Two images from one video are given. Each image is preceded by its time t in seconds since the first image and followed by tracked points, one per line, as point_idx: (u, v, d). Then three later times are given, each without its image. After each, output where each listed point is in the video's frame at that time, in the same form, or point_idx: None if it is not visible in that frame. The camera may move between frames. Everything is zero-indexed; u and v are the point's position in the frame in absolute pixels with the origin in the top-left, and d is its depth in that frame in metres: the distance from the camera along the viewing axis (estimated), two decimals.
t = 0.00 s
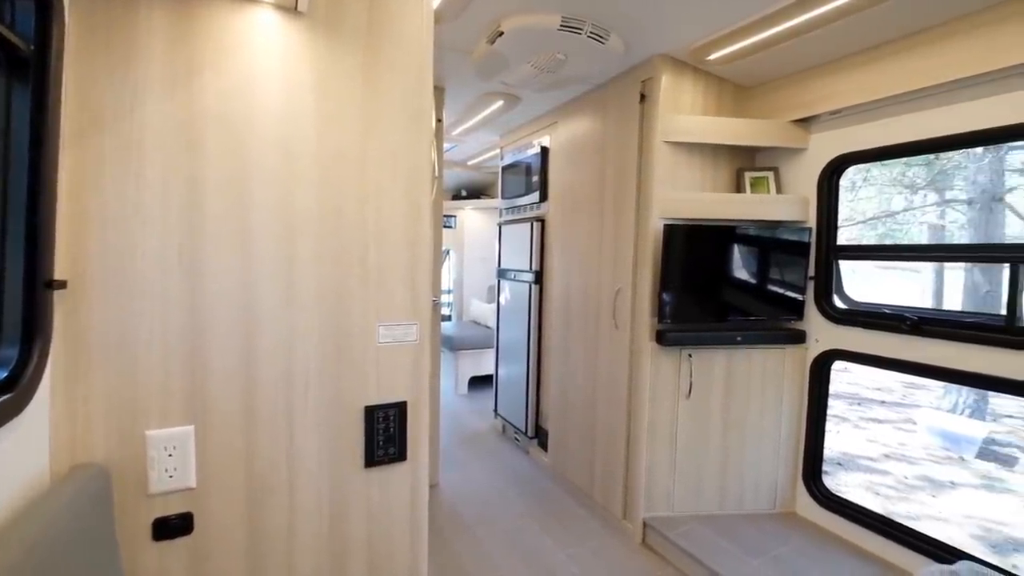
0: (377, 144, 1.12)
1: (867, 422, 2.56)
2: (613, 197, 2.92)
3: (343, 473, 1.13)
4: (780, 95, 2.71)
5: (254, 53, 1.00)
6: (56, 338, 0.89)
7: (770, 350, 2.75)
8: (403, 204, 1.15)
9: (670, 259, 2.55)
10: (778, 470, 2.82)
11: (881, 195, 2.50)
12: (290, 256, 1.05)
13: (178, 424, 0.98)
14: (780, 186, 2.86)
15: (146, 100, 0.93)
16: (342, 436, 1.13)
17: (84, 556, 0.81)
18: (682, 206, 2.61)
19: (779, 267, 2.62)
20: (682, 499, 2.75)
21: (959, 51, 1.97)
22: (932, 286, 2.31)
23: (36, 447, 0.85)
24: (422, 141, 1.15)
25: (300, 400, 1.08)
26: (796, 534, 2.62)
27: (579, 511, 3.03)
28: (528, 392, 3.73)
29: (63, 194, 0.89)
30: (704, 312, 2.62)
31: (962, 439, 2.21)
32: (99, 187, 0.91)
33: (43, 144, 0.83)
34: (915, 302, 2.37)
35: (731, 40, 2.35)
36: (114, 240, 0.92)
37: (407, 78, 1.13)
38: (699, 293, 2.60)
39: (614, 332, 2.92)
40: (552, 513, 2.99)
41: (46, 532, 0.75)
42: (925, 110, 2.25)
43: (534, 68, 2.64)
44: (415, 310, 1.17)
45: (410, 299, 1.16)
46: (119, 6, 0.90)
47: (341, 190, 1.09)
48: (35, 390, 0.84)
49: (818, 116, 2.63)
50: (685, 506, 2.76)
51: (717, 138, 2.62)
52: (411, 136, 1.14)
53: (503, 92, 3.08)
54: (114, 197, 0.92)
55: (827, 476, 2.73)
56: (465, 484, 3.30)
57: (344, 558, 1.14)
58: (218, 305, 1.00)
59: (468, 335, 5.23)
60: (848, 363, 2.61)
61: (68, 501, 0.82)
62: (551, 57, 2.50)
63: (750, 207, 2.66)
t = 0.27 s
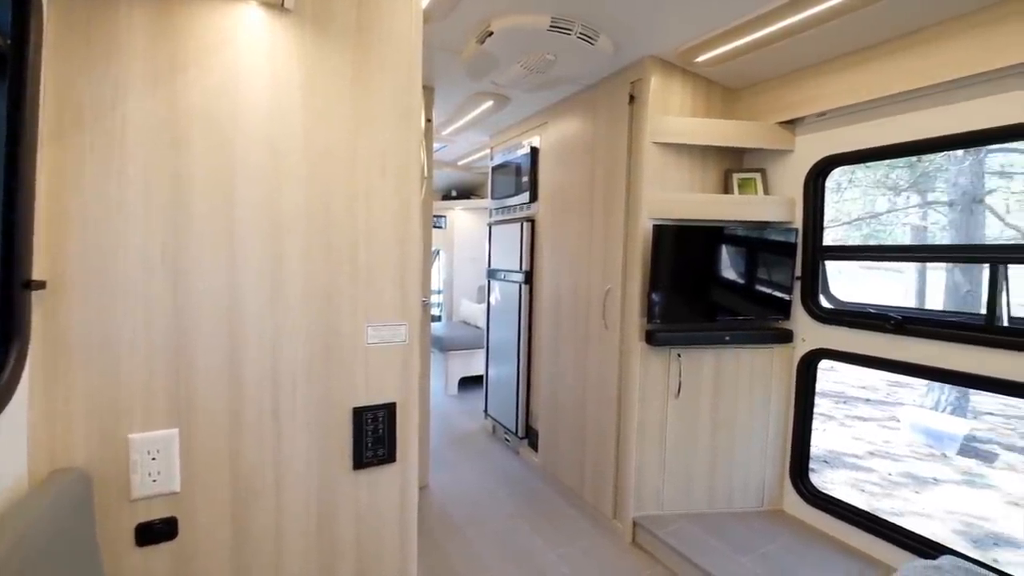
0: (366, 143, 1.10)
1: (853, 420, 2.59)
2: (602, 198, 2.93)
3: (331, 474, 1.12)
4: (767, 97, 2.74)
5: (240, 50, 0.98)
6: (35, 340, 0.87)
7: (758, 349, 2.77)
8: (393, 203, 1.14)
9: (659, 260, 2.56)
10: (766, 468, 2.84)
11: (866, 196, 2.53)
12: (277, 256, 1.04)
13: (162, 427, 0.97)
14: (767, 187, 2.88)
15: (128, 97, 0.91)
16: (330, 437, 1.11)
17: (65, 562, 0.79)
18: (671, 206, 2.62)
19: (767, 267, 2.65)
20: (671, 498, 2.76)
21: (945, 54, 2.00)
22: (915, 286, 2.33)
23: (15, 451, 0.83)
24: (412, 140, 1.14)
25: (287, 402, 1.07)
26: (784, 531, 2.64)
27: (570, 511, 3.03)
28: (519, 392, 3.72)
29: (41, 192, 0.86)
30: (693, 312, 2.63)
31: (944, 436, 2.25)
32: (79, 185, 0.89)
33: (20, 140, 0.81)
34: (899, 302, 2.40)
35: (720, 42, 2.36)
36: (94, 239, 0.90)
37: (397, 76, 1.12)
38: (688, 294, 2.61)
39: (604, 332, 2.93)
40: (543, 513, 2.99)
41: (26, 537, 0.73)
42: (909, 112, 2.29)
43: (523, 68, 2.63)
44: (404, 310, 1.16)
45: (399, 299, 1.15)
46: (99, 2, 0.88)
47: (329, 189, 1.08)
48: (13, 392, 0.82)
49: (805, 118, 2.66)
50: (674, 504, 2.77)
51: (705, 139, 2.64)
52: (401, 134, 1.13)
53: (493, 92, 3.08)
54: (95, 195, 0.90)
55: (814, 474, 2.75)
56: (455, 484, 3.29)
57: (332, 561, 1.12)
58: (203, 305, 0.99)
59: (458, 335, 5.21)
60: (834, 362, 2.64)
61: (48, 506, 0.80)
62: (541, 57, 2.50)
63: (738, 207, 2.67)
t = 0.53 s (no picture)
0: (357, 142, 1.10)
1: (842, 418, 2.61)
2: (594, 198, 2.93)
3: (322, 475, 1.11)
4: (757, 98, 2.75)
5: (230, 49, 0.97)
6: (19, 342, 0.85)
7: (748, 348, 2.79)
8: (384, 202, 1.13)
9: (651, 259, 2.57)
10: (757, 466, 2.86)
11: (854, 197, 2.55)
12: (267, 255, 1.03)
13: (150, 429, 0.95)
14: (757, 187, 2.90)
15: (115, 96, 0.89)
16: (321, 438, 1.10)
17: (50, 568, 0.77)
18: (663, 206, 2.62)
19: (757, 267, 2.66)
20: (663, 497, 2.77)
21: (933, 56, 2.02)
22: (903, 285, 2.36)
23: None
24: (403, 139, 1.14)
25: (278, 403, 1.06)
26: (774, 529, 2.66)
27: (562, 511, 3.03)
28: (511, 392, 3.72)
29: (25, 190, 0.85)
30: (684, 311, 2.64)
31: (931, 433, 2.28)
32: (64, 184, 0.87)
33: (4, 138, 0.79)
34: (887, 301, 2.42)
35: (711, 42, 2.37)
36: (80, 238, 0.89)
37: (388, 74, 1.11)
38: (679, 293, 2.62)
39: (596, 331, 2.93)
40: (535, 513, 2.99)
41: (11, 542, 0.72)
42: (897, 114, 2.31)
43: (515, 68, 2.63)
44: (395, 310, 1.15)
45: (390, 299, 1.15)
46: None
47: (320, 188, 1.07)
48: None
49: (794, 119, 2.68)
50: (666, 503, 2.78)
51: (696, 139, 2.65)
52: (392, 133, 1.12)
53: (485, 91, 3.07)
54: (81, 194, 0.89)
55: (803, 472, 2.77)
56: (447, 484, 3.28)
57: (323, 564, 1.11)
58: (192, 304, 0.97)
59: (450, 335, 5.20)
60: (823, 361, 2.66)
61: (33, 511, 0.78)
62: (532, 57, 2.49)
63: (728, 207, 2.69)
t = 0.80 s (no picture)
0: (347, 143, 1.09)
1: (830, 417, 2.63)
2: (585, 199, 2.94)
3: (313, 479, 1.10)
4: (747, 100, 2.78)
5: (218, 49, 0.96)
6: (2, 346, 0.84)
7: (738, 349, 2.81)
8: (375, 203, 1.12)
9: (642, 260, 2.58)
10: (747, 465, 2.87)
11: (841, 199, 2.57)
12: (256, 256, 1.02)
13: (137, 433, 0.94)
14: (747, 189, 2.92)
15: (100, 96, 0.88)
16: (312, 441, 1.10)
17: None
18: (653, 207, 2.63)
19: (747, 268, 2.68)
20: (654, 497, 2.78)
21: (920, 60, 2.05)
22: (889, 286, 2.39)
23: None
24: (394, 140, 1.13)
25: (267, 406, 1.05)
26: (764, 528, 2.67)
27: (554, 512, 3.03)
28: (503, 394, 3.72)
29: (8, 191, 0.83)
30: (675, 312, 2.65)
31: (917, 432, 2.30)
32: (48, 185, 0.86)
33: None
34: (873, 302, 2.45)
35: (702, 45, 2.38)
36: (64, 240, 0.87)
37: (379, 76, 1.11)
38: (670, 294, 2.63)
39: (587, 333, 2.94)
40: (527, 515, 2.99)
41: None
42: (883, 117, 2.34)
43: (507, 69, 2.62)
44: (386, 313, 1.15)
45: (381, 301, 1.14)
46: None
47: (309, 189, 1.06)
48: None
49: (782, 122, 2.70)
50: (657, 503, 2.78)
51: (686, 141, 2.66)
52: (382, 134, 1.12)
53: (476, 93, 3.07)
54: (65, 195, 0.87)
55: (792, 471, 2.79)
56: (439, 486, 3.27)
57: (313, 568, 1.10)
58: (180, 306, 0.96)
59: (441, 337, 5.18)
60: (812, 361, 2.68)
61: (16, 518, 0.77)
62: (524, 59, 2.49)
63: (718, 209, 2.71)
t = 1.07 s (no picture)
0: (339, 145, 1.08)
1: (820, 418, 2.65)
2: (578, 202, 2.94)
3: (304, 482, 1.09)
4: (737, 105, 2.80)
5: (208, 50, 0.95)
6: None
7: (729, 351, 2.82)
8: (366, 206, 1.11)
9: (634, 263, 2.58)
10: (739, 467, 2.88)
11: (830, 202, 2.60)
12: (246, 258, 1.01)
13: (124, 439, 0.92)
14: (738, 192, 2.93)
15: (87, 96, 0.87)
16: (303, 445, 1.08)
17: None
18: (645, 210, 2.64)
19: (738, 270, 2.69)
20: (647, 499, 2.78)
21: (907, 65, 2.07)
22: (877, 288, 2.41)
23: None
24: (387, 142, 1.13)
25: (258, 410, 1.04)
26: (756, 529, 2.68)
27: (547, 515, 3.02)
28: (496, 397, 3.71)
29: None
30: (667, 314, 2.66)
31: (906, 433, 2.33)
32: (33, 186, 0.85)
33: None
34: (862, 304, 2.47)
35: (693, 50, 2.40)
36: (49, 242, 0.86)
37: (371, 78, 1.10)
38: (662, 297, 2.64)
39: (580, 335, 2.94)
40: (520, 518, 2.98)
41: None
42: (871, 121, 2.36)
43: (500, 72, 2.62)
44: (378, 316, 1.14)
45: (374, 304, 1.13)
46: None
47: (301, 191, 1.05)
48: None
49: (772, 126, 2.72)
50: (650, 505, 2.79)
51: (678, 145, 2.67)
52: (374, 136, 1.11)
53: (468, 96, 3.07)
54: (50, 196, 0.86)
55: (783, 472, 2.81)
56: (431, 490, 3.25)
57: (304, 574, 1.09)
58: (168, 308, 0.95)
59: (434, 340, 5.17)
60: (802, 362, 2.70)
61: None
62: (517, 62, 2.49)
63: (709, 212, 2.72)
